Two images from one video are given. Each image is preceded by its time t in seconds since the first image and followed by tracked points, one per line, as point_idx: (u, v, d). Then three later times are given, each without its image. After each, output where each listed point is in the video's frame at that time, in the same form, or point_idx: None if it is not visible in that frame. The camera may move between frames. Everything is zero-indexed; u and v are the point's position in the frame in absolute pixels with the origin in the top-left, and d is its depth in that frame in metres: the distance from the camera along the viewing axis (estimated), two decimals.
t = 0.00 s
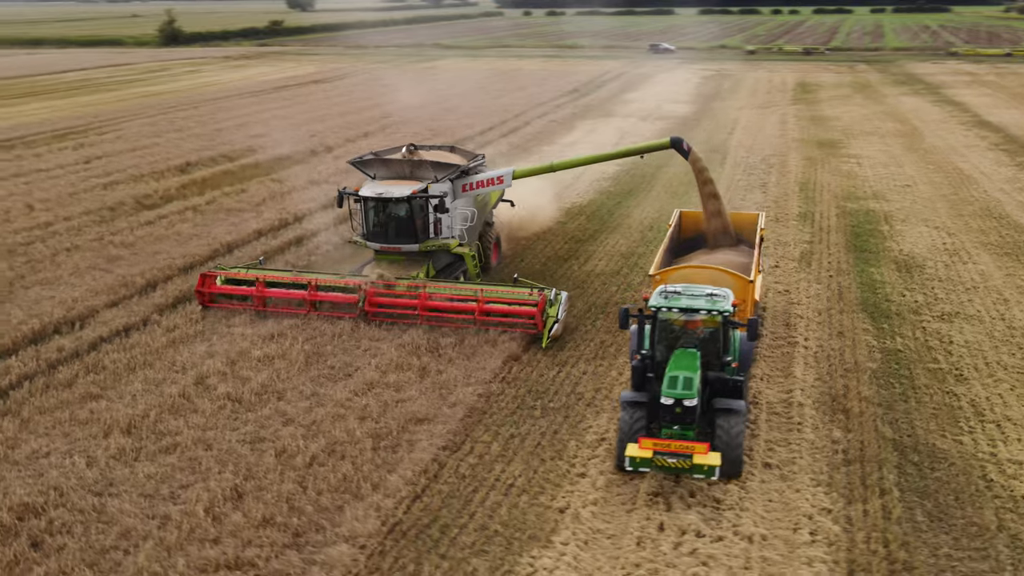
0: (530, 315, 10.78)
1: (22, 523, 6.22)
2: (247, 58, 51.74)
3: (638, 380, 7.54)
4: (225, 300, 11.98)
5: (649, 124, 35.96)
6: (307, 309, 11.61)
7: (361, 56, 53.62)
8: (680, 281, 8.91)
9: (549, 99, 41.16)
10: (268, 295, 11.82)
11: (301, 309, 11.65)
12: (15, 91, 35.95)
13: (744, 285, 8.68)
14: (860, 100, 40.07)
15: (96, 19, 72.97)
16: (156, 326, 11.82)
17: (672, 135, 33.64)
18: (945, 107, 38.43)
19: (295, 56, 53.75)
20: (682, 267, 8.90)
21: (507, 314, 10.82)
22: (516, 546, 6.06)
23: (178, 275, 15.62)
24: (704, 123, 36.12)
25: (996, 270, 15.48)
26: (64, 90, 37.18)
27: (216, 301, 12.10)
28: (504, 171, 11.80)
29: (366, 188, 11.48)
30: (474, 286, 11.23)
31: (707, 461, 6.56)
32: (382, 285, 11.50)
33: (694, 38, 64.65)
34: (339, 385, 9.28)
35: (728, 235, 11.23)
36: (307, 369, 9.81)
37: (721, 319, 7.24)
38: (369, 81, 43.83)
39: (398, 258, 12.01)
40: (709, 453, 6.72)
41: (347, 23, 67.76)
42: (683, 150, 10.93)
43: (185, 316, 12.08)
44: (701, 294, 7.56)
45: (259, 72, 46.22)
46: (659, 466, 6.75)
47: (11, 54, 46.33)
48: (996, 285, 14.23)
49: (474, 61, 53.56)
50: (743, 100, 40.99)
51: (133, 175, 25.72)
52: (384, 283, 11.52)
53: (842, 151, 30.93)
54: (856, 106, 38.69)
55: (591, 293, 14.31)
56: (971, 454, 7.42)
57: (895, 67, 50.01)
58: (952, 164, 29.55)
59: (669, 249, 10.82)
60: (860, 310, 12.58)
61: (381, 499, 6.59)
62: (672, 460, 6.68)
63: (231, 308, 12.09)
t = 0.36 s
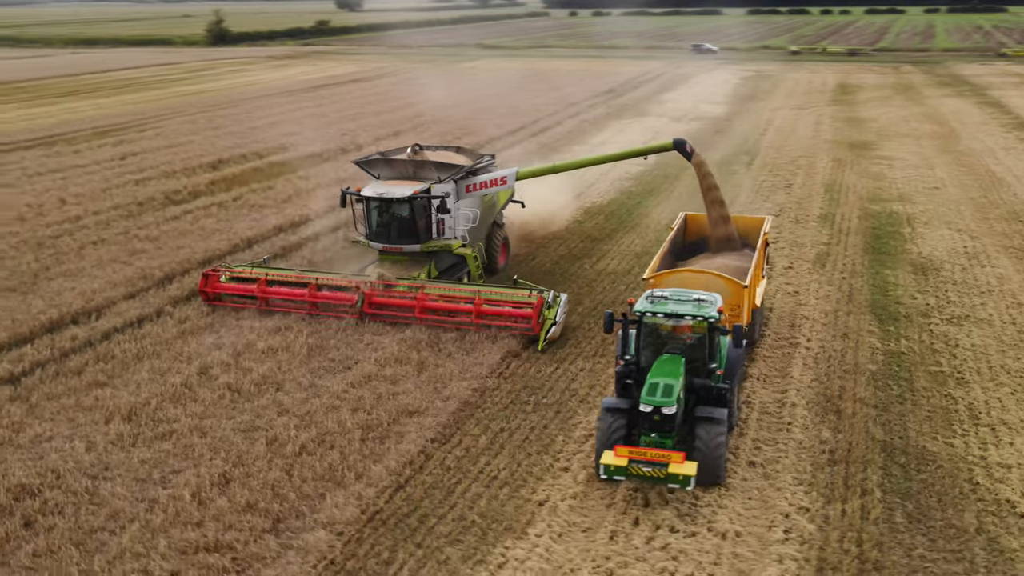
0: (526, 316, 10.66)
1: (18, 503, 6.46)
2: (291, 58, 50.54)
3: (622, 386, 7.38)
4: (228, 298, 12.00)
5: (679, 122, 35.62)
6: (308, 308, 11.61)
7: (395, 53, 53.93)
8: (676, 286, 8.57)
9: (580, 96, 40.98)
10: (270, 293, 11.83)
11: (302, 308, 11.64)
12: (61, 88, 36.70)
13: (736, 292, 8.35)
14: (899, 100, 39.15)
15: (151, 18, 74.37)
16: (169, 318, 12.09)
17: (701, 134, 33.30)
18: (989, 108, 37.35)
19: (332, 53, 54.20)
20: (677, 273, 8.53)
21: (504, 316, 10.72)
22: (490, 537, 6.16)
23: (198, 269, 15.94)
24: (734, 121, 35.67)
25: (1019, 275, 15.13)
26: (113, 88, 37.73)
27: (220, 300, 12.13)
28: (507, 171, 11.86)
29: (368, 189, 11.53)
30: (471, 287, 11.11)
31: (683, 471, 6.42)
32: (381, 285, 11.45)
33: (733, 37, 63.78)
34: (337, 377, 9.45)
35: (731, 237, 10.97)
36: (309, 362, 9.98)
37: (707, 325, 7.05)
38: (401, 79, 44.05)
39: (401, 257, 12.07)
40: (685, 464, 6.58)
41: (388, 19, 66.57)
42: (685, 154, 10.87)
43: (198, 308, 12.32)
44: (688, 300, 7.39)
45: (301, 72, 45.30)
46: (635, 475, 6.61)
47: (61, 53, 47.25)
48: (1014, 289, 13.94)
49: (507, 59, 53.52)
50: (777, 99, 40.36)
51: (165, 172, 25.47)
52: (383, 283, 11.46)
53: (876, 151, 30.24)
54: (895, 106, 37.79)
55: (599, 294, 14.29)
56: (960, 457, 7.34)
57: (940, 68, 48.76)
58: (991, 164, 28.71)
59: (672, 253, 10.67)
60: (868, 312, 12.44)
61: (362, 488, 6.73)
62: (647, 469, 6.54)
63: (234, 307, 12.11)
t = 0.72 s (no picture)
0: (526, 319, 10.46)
1: (22, 483, 6.71)
2: (338, 58, 51.00)
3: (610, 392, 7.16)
4: (236, 296, 12.05)
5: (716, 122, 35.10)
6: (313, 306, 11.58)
7: (434, 52, 54.29)
8: (675, 291, 8.50)
9: (618, 95, 40.68)
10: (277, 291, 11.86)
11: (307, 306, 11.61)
12: (113, 87, 37.66)
13: (734, 298, 8.17)
14: (949, 100, 37.94)
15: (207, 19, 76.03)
16: (190, 309, 12.38)
17: (737, 135, 32.82)
18: None
19: (374, 52, 54.71)
20: (675, 278, 8.47)
21: (505, 317, 10.54)
22: (472, 528, 6.24)
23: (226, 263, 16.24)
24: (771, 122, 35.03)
25: None
26: (163, 87, 38.55)
27: (229, 296, 12.18)
28: (515, 172, 11.85)
29: (375, 188, 11.59)
30: (474, 287, 10.97)
31: (660, 478, 6.19)
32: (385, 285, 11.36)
33: (779, 36, 62.59)
34: (343, 369, 9.62)
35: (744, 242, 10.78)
36: (316, 354, 10.17)
37: (695, 330, 6.80)
38: (438, 77, 44.30)
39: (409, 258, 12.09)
40: (664, 471, 6.34)
41: (436, 19, 66.74)
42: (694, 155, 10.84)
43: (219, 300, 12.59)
44: (679, 304, 7.14)
45: (346, 71, 45.68)
46: (613, 483, 6.42)
47: (116, 53, 48.45)
48: None
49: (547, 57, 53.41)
50: (820, 99, 39.50)
51: (203, 169, 25.93)
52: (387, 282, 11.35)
53: (918, 152, 29.47)
54: (944, 107, 36.66)
55: (615, 296, 14.25)
56: (956, 460, 7.23)
57: (997, 68, 47.06)
58: None
59: (680, 256, 10.60)
60: (884, 315, 12.26)
61: (351, 477, 6.86)
62: (625, 478, 6.34)
63: (242, 303, 12.15)
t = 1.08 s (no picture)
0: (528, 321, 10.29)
1: (29, 465, 6.99)
2: (383, 56, 51.58)
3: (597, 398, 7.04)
4: (246, 293, 12.11)
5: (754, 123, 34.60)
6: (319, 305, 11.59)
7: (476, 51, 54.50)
8: (675, 296, 8.45)
9: (657, 95, 40.37)
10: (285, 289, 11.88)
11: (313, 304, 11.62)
12: (165, 85, 38.56)
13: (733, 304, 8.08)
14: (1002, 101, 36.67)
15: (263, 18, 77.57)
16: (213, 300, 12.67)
17: (775, 136, 32.29)
18: None
19: (417, 51, 55.10)
20: (674, 283, 8.42)
21: (507, 319, 10.39)
22: (457, 520, 6.33)
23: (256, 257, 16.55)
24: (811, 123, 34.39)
25: None
26: (212, 85, 39.38)
27: (239, 293, 12.25)
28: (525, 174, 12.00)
29: (383, 188, 11.73)
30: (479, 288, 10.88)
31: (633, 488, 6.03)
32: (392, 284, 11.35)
33: (828, 36, 61.24)
34: (351, 362, 9.77)
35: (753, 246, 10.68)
36: (326, 347, 10.34)
37: (683, 336, 6.69)
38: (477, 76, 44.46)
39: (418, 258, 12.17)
40: (640, 481, 6.18)
41: (483, 19, 66.94)
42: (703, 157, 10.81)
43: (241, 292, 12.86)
44: (669, 310, 7.05)
45: (391, 70, 46.09)
46: (589, 491, 6.31)
47: (171, 51, 49.76)
48: None
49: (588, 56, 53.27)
50: (866, 99, 38.60)
51: (242, 165, 26.41)
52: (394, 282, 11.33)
53: (963, 155, 28.61)
54: (996, 108, 35.46)
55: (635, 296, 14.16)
56: (955, 466, 7.11)
57: None
58: None
59: (689, 260, 10.51)
60: (902, 318, 12.04)
61: (344, 467, 7.00)
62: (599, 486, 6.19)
63: (251, 300, 12.20)
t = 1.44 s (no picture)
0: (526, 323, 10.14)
1: (36, 448, 7.26)
2: (424, 55, 52.02)
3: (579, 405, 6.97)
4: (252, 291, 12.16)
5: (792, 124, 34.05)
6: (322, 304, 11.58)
7: (516, 50, 54.61)
8: (672, 301, 8.43)
9: (696, 95, 39.98)
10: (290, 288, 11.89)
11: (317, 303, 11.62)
12: (212, 83, 39.36)
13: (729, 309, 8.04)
14: None
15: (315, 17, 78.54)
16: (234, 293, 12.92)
17: (813, 138, 31.73)
18: None
19: (459, 50, 55.40)
20: (671, 288, 8.40)
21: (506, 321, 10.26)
22: (442, 511, 6.42)
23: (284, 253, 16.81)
24: (851, 124, 33.73)
25: None
26: (258, 83, 40.06)
27: (246, 291, 12.29)
28: (532, 174, 12.27)
29: (389, 188, 11.88)
30: (480, 290, 10.81)
31: (602, 497, 5.87)
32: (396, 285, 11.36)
33: (878, 36, 59.80)
34: (357, 356, 9.90)
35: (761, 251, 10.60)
36: (335, 341, 10.49)
37: (666, 342, 6.66)
38: (515, 76, 44.54)
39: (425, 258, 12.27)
40: (611, 490, 6.01)
41: (521, 17, 67.99)
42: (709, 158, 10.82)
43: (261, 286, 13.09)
44: (655, 316, 7.02)
45: (433, 70, 46.35)
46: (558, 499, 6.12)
47: (221, 50, 50.79)
48: None
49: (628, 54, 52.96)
50: (911, 100, 37.65)
51: (278, 162, 26.82)
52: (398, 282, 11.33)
53: (1009, 158, 27.74)
54: None
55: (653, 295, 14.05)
56: (952, 471, 7.00)
57: None
58: None
59: (695, 264, 10.45)
60: (920, 322, 11.80)
61: (336, 458, 7.13)
62: (568, 494, 6.05)
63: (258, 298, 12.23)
